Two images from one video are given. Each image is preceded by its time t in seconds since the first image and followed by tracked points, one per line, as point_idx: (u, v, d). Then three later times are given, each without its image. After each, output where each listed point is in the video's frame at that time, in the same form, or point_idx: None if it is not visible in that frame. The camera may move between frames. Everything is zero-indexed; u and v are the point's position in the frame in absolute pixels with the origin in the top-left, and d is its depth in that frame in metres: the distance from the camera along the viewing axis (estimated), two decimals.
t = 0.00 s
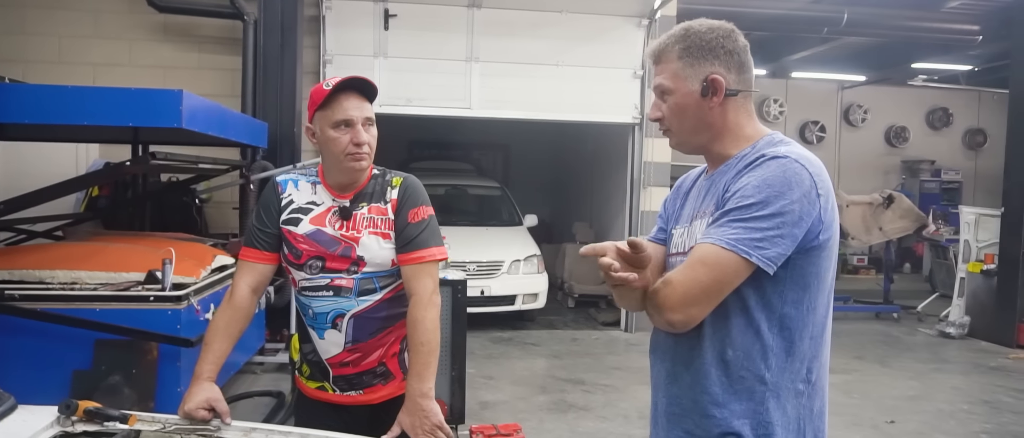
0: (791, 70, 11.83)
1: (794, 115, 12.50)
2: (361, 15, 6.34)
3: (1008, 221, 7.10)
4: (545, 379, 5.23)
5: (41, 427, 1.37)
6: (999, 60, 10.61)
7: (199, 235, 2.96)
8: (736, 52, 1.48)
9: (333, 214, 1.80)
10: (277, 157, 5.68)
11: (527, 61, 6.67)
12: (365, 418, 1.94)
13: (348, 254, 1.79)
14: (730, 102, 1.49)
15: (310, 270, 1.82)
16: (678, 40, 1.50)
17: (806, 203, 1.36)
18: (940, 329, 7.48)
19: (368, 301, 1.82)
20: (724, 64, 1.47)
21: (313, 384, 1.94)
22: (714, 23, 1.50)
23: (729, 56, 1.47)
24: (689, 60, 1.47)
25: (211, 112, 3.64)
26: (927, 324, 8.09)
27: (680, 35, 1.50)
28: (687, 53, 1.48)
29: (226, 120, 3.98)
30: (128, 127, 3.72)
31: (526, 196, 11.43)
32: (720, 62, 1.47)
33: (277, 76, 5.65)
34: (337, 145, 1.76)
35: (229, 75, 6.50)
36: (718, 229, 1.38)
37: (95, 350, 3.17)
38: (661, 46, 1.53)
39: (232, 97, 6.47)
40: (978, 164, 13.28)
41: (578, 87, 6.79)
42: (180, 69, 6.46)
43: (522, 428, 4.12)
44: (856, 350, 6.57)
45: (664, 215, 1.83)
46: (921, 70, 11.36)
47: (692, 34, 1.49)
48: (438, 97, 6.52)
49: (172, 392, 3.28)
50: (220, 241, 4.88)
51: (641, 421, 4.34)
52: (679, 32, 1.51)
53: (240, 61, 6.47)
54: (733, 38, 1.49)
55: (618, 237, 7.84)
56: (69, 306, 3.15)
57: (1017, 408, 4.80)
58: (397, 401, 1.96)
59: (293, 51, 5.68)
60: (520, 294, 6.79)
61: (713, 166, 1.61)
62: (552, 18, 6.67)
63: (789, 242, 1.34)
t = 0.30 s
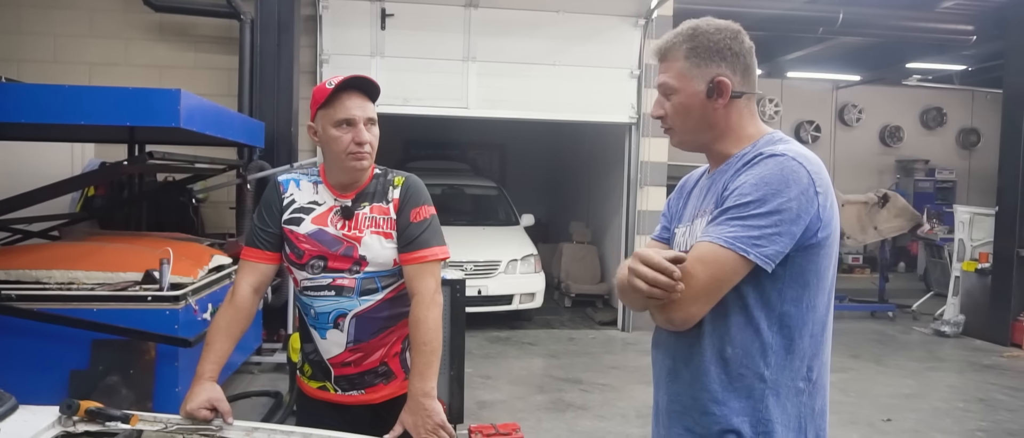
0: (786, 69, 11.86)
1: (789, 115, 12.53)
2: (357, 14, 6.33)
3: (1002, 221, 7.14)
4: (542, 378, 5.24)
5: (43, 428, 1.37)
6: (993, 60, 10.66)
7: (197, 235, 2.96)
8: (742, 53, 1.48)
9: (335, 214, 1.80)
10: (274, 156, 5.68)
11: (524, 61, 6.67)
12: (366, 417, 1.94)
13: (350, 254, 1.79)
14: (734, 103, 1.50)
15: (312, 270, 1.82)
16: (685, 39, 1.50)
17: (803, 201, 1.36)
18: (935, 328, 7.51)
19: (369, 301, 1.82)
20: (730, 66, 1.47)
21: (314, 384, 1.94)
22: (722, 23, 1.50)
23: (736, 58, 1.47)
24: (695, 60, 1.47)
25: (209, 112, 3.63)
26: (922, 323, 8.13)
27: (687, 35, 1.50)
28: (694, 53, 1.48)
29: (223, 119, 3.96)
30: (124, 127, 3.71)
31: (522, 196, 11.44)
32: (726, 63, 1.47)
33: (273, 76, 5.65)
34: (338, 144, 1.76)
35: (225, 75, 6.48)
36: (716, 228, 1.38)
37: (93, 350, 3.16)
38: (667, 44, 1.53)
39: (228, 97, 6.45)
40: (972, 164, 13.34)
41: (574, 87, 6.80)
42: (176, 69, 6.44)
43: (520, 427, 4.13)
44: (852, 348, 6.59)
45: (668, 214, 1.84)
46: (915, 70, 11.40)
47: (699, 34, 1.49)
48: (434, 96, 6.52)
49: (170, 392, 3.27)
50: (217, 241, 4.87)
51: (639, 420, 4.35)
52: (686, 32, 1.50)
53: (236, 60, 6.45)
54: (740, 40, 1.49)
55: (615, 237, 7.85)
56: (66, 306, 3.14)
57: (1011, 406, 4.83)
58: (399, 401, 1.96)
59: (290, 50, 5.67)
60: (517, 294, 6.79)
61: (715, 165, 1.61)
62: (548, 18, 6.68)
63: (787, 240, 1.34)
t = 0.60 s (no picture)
0: (782, 69, 11.90)
1: (784, 115, 12.56)
2: (354, 14, 6.33)
3: (997, 221, 7.17)
4: (539, 378, 5.25)
5: (45, 428, 1.37)
6: (987, 60, 10.71)
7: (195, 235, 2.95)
8: (750, 54, 1.50)
9: (337, 214, 1.81)
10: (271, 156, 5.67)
11: (520, 60, 6.67)
12: (368, 417, 1.94)
13: (352, 254, 1.80)
14: (741, 104, 1.51)
15: (314, 270, 1.83)
16: (696, 38, 1.50)
17: (812, 202, 1.37)
18: (930, 327, 7.54)
19: (371, 301, 1.82)
20: (739, 66, 1.48)
21: (316, 385, 1.94)
22: (732, 24, 1.51)
23: (745, 58, 1.49)
24: (706, 59, 1.48)
25: (207, 112, 3.62)
26: (917, 322, 8.17)
27: (697, 34, 1.51)
28: (704, 53, 1.49)
29: (221, 119, 3.96)
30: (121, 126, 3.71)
31: (519, 195, 11.44)
32: (736, 63, 1.48)
33: (271, 76, 5.65)
34: (333, 140, 1.78)
35: (221, 74, 6.47)
36: (726, 228, 1.39)
37: (90, 350, 3.16)
38: (676, 43, 1.53)
39: (225, 97, 6.44)
40: (966, 164, 13.41)
41: (571, 87, 6.80)
42: (172, 68, 6.43)
43: (518, 427, 4.13)
44: (848, 348, 6.62)
45: (667, 213, 1.84)
46: (910, 70, 11.45)
47: (709, 34, 1.49)
48: (431, 96, 6.52)
49: (167, 393, 3.26)
50: (214, 241, 4.87)
51: (637, 419, 4.36)
52: (696, 31, 1.51)
53: (233, 60, 6.44)
54: (749, 41, 1.50)
55: (612, 237, 7.87)
56: (63, 306, 3.13)
57: (1007, 404, 4.85)
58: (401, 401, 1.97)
59: (286, 50, 5.66)
60: (514, 294, 6.80)
61: (719, 165, 1.62)
62: (546, 18, 6.68)
63: (795, 241, 1.35)
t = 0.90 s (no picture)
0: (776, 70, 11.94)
1: (779, 115, 12.60)
2: (350, 15, 6.34)
3: (989, 220, 7.22)
4: (536, 378, 5.26)
5: (47, 429, 1.37)
6: (979, 61, 10.77)
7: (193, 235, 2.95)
8: (754, 55, 1.50)
9: (338, 214, 1.83)
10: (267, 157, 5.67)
11: (515, 60, 6.68)
12: (369, 417, 1.95)
13: (353, 253, 1.82)
14: (744, 105, 1.52)
15: (315, 269, 1.85)
16: (700, 39, 1.51)
17: (822, 204, 1.39)
18: (924, 326, 7.58)
19: (371, 300, 1.84)
20: (743, 66, 1.49)
21: (316, 385, 1.94)
22: (733, 23, 1.51)
23: (749, 59, 1.49)
24: (710, 60, 1.49)
25: (204, 112, 3.62)
26: (910, 322, 8.21)
27: (701, 34, 1.51)
28: (708, 53, 1.49)
29: (218, 119, 3.95)
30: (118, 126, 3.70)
31: (514, 195, 11.46)
32: (739, 64, 1.49)
33: (266, 76, 5.65)
34: (317, 141, 1.83)
35: (217, 75, 6.46)
36: (737, 229, 1.40)
37: (87, 351, 3.15)
38: (679, 43, 1.54)
39: (220, 97, 6.43)
40: (959, 164, 13.49)
41: (567, 87, 6.82)
42: (167, 69, 6.41)
43: (516, 426, 4.14)
44: (842, 347, 6.65)
45: (665, 211, 1.86)
46: (903, 71, 11.50)
47: (713, 34, 1.50)
48: (426, 96, 6.52)
49: (165, 393, 3.25)
50: (210, 241, 4.86)
51: (634, 419, 4.37)
52: (700, 31, 1.51)
53: (228, 60, 6.43)
54: (752, 41, 1.51)
55: (607, 237, 7.90)
56: (60, 307, 3.12)
57: (1000, 403, 4.89)
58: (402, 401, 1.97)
59: (282, 50, 5.66)
60: (509, 294, 6.81)
61: (722, 166, 1.63)
62: (541, 18, 6.70)
63: (806, 243, 1.37)
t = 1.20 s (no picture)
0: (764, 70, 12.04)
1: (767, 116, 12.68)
2: (340, 15, 6.32)
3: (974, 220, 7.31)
4: (526, 378, 5.27)
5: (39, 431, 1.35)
6: (963, 63, 10.90)
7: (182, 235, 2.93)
8: (766, 56, 1.52)
9: (333, 214, 1.84)
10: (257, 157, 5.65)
11: (506, 61, 6.69)
12: (367, 417, 1.95)
13: (349, 253, 1.83)
14: (754, 106, 1.53)
15: (311, 270, 1.85)
16: (713, 38, 1.52)
17: (831, 209, 1.42)
18: (910, 325, 7.66)
19: (368, 299, 1.85)
20: (754, 68, 1.51)
21: (313, 385, 1.95)
22: (745, 24, 1.53)
23: (760, 61, 1.51)
24: (722, 60, 1.50)
25: (194, 112, 3.60)
26: (896, 320, 8.29)
27: (715, 33, 1.53)
28: (720, 53, 1.51)
29: (208, 120, 3.93)
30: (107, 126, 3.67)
31: (504, 195, 11.46)
32: (751, 65, 1.50)
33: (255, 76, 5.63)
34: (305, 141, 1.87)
35: (205, 74, 6.42)
36: (747, 231, 1.42)
37: (76, 353, 3.13)
38: (692, 41, 1.55)
39: (210, 97, 6.39)
40: (944, 164, 13.64)
41: (557, 87, 6.83)
42: (155, 68, 6.37)
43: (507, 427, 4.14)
44: (830, 346, 6.71)
45: (665, 211, 1.88)
46: (889, 72, 11.62)
47: (727, 34, 1.52)
48: (416, 97, 6.51)
49: (155, 395, 3.24)
50: (199, 242, 4.83)
51: (624, 418, 4.39)
52: (714, 30, 1.53)
53: (217, 60, 6.39)
54: (764, 42, 1.52)
55: (597, 237, 7.93)
56: (47, 309, 3.09)
57: (985, 400, 4.95)
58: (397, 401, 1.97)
59: (272, 50, 5.64)
60: (500, 294, 6.81)
61: (728, 167, 1.65)
62: (531, 19, 6.71)
63: (815, 247, 1.39)
